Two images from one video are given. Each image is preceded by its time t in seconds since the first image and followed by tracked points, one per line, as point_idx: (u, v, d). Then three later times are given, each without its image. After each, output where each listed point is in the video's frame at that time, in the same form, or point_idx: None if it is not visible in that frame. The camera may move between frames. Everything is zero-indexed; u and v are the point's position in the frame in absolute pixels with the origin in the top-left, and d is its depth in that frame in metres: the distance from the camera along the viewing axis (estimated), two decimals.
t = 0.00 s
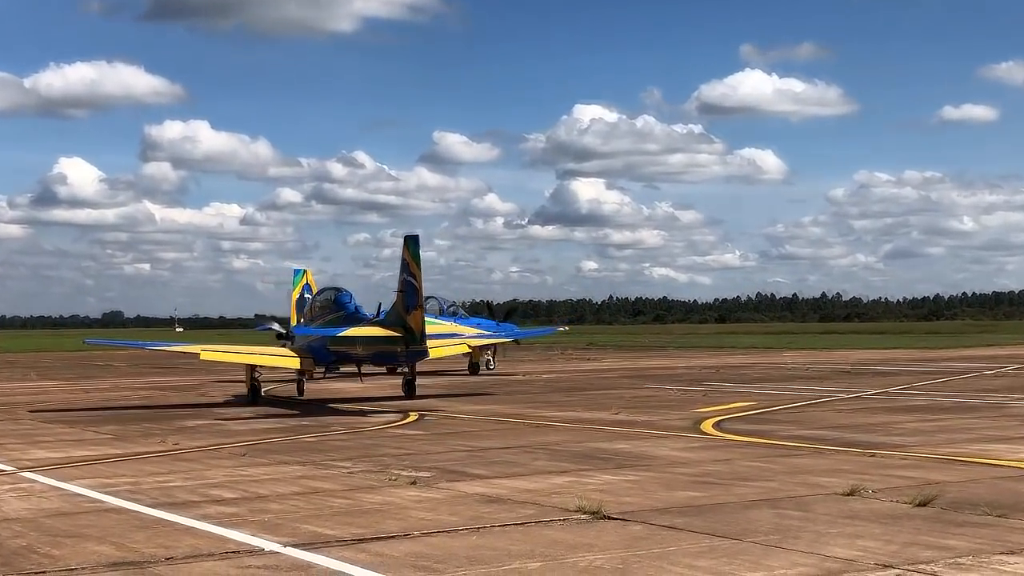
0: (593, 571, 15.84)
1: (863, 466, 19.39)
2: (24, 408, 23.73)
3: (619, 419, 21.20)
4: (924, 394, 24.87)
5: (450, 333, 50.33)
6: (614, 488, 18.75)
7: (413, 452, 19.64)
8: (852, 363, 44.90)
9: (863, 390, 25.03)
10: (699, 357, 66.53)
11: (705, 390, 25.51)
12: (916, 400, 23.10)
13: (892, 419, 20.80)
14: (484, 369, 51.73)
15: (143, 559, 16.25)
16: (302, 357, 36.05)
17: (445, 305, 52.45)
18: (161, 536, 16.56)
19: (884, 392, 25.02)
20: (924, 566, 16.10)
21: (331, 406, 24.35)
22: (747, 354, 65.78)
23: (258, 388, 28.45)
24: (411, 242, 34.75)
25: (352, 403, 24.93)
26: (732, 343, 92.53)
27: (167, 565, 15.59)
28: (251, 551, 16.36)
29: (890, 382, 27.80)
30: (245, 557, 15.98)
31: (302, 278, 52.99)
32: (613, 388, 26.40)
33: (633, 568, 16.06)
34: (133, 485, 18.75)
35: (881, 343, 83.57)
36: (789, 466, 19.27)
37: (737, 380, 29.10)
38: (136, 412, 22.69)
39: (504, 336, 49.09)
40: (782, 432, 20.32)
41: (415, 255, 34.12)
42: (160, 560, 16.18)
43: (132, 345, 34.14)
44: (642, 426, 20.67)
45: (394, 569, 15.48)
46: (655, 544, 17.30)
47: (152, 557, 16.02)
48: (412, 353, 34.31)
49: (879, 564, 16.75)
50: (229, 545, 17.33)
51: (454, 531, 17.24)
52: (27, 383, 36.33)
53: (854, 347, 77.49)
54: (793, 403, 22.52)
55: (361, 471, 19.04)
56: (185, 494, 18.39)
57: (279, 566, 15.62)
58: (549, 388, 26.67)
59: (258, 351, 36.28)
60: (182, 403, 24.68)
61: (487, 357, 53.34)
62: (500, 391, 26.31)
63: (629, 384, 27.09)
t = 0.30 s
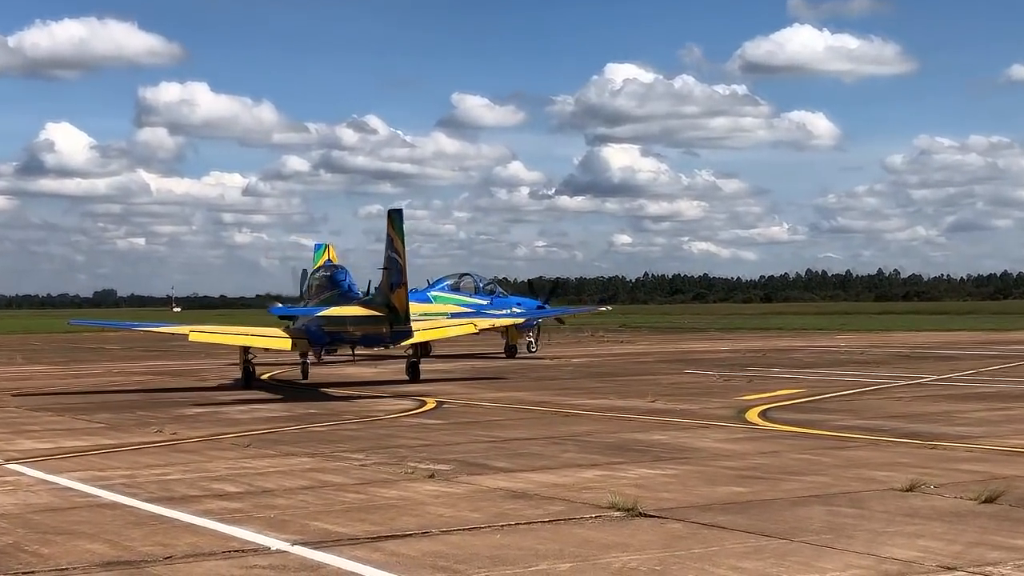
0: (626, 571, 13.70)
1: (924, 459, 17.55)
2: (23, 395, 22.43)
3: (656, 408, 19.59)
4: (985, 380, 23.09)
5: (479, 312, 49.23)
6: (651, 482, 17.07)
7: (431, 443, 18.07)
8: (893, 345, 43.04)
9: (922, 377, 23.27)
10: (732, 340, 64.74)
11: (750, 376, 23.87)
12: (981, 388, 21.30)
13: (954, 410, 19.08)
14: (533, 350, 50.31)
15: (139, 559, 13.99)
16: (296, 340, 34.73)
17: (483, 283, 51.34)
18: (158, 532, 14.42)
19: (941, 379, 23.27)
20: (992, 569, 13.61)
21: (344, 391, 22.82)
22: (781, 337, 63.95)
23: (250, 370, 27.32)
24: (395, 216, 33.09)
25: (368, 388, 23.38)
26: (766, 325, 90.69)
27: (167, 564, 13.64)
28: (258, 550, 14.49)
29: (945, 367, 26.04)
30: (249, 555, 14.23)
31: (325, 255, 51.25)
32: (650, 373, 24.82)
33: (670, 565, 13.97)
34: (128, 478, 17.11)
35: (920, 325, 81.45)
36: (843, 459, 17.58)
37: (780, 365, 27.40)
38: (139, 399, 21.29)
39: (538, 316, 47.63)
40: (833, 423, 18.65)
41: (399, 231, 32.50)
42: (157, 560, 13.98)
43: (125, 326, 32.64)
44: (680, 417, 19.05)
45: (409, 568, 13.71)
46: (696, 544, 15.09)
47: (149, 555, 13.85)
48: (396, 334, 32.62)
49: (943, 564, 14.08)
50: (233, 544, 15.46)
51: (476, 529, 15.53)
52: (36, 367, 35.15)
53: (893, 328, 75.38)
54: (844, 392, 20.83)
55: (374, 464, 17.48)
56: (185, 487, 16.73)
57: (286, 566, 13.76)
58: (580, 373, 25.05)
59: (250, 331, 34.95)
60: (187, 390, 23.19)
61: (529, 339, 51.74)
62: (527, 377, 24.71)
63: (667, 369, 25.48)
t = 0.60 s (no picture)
0: (657, 563, 13.29)
1: (961, 449, 17.07)
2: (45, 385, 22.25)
3: (685, 398, 19.23)
4: None
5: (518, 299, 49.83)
6: (680, 472, 16.70)
7: (456, 433, 17.76)
8: (924, 332, 42.42)
9: (957, 366, 22.81)
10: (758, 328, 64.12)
11: (781, 365, 23.48)
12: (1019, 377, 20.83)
13: (991, 398, 18.61)
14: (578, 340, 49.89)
15: (161, 551, 13.74)
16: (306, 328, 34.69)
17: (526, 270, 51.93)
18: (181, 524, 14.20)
19: (979, 367, 22.77)
20: None
21: (368, 380, 22.55)
22: (808, 324, 63.25)
23: (267, 359, 27.11)
24: (388, 206, 32.79)
25: (392, 377, 23.09)
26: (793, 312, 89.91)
27: (189, 557, 13.32)
28: (281, 542, 14.20)
29: (983, 355, 25.51)
30: (271, 546, 13.93)
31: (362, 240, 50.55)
32: (679, 362, 24.46)
33: (702, 557, 13.54)
34: (149, 470, 16.85)
35: (951, 311, 80.45)
36: (877, 449, 17.17)
37: (812, 353, 26.95)
38: (160, 389, 21.06)
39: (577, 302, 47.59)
40: (867, 412, 18.24)
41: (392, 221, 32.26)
42: (180, 551, 13.74)
43: (138, 314, 32.39)
44: (711, 406, 18.69)
45: (434, 561, 13.34)
46: (727, 534, 14.65)
47: (171, 547, 13.61)
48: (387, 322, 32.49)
49: (979, 556, 13.47)
50: (254, 536, 15.14)
51: (502, 521, 15.16)
52: (57, 356, 35.02)
53: (924, 314, 74.39)
54: (878, 381, 20.40)
55: (398, 454, 17.17)
56: (206, 479, 16.46)
57: (310, 559, 13.43)
58: (608, 362, 24.68)
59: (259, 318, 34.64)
60: (209, 379, 22.96)
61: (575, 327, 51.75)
62: (554, 366, 24.37)
63: (697, 357, 25.11)
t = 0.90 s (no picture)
0: (679, 564, 13.20)
1: (985, 449, 16.92)
2: (63, 386, 22.27)
3: (706, 398, 19.13)
4: None
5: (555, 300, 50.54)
6: (701, 473, 16.60)
7: (476, 434, 17.68)
8: (943, 332, 42.11)
9: (980, 365, 22.66)
10: (776, 327, 63.82)
11: (803, 364, 23.36)
12: None
13: (1015, 397, 18.45)
14: (613, 336, 49.35)
15: (181, 552, 13.70)
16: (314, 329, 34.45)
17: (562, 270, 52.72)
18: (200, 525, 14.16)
19: (1003, 366, 22.60)
20: None
21: (387, 380, 22.50)
22: (824, 324, 62.92)
23: (283, 360, 27.10)
24: (379, 208, 32.84)
25: (411, 377, 23.02)
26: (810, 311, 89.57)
27: (209, 559, 13.28)
28: (300, 543, 14.15)
29: (1006, 354, 25.30)
30: (291, 548, 13.89)
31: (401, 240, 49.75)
32: (699, 361, 24.36)
33: (724, 558, 13.43)
34: (168, 471, 16.82)
35: (970, 310, 80.04)
36: (900, 449, 17.04)
37: (834, 352, 26.78)
38: (179, 390, 21.04)
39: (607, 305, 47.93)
40: (889, 412, 18.11)
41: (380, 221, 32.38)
42: (199, 553, 13.70)
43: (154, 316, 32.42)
44: (732, 406, 18.58)
45: (455, 562, 13.27)
46: (749, 535, 14.55)
47: (191, 549, 13.57)
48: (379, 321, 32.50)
49: (1005, 557, 13.33)
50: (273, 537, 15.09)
51: (522, 521, 15.08)
52: (72, 358, 35.07)
53: (944, 314, 73.88)
54: (900, 380, 20.26)
55: (418, 455, 17.10)
56: (225, 480, 16.42)
57: (330, 560, 13.37)
58: (628, 362, 24.58)
59: (273, 319, 34.65)
60: (227, 380, 22.93)
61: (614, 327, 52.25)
62: (574, 366, 24.28)
63: (716, 357, 25.00)
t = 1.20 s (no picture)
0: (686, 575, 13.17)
1: (992, 460, 16.87)
2: (69, 397, 22.26)
3: (713, 408, 19.09)
4: None
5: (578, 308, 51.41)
6: (709, 484, 16.57)
7: (482, 444, 17.65)
8: (951, 342, 41.91)
9: (988, 376, 22.63)
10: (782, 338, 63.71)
11: (810, 375, 23.33)
12: None
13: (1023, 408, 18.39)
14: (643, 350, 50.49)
15: (187, 564, 13.68)
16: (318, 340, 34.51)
17: (588, 280, 53.35)
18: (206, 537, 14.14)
19: (1010, 376, 22.56)
20: None
21: (393, 391, 22.47)
22: (830, 335, 62.78)
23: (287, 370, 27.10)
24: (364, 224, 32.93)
25: (418, 388, 23.00)
26: (817, 322, 89.26)
27: (215, 570, 13.26)
28: (306, 555, 14.12)
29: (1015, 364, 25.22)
30: (297, 558, 13.86)
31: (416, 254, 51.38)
32: (705, 372, 24.34)
33: (731, 569, 13.39)
34: (174, 482, 16.80)
35: (976, 321, 79.81)
36: (907, 460, 17.00)
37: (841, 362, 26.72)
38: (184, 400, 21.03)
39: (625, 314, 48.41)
40: (897, 422, 18.07)
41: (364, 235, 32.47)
42: (205, 564, 13.68)
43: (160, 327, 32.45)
44: (739, 416, 18.55)
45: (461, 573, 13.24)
46: (757, 546, 14.51)
47: (197, 560, 13.55)
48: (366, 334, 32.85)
49: (1012, 568, 13.28)
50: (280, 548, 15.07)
51: (529, 533, 15.05)
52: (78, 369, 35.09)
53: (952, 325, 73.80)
54: (908, 391, 20.22)
55: (424, 466, 17.07)
56: (231, 491, 16.42)
57: (336, 571, 13.35)
58: (635, 372, 24.54)
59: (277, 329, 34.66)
60: (233, 391, 22.92)
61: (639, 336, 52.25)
62: (581, 376, 24.25)
63: (723, 367, 24.99)
